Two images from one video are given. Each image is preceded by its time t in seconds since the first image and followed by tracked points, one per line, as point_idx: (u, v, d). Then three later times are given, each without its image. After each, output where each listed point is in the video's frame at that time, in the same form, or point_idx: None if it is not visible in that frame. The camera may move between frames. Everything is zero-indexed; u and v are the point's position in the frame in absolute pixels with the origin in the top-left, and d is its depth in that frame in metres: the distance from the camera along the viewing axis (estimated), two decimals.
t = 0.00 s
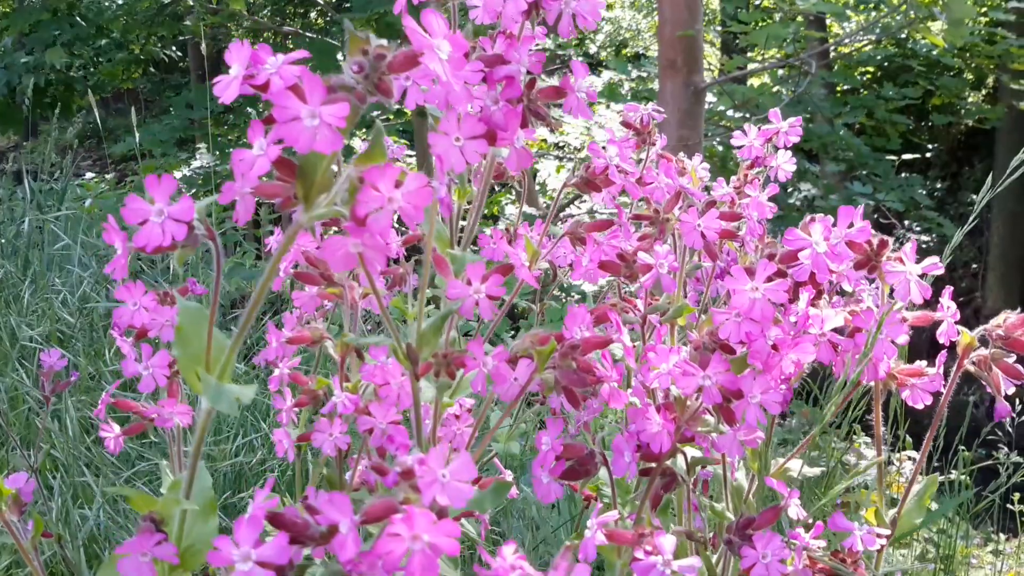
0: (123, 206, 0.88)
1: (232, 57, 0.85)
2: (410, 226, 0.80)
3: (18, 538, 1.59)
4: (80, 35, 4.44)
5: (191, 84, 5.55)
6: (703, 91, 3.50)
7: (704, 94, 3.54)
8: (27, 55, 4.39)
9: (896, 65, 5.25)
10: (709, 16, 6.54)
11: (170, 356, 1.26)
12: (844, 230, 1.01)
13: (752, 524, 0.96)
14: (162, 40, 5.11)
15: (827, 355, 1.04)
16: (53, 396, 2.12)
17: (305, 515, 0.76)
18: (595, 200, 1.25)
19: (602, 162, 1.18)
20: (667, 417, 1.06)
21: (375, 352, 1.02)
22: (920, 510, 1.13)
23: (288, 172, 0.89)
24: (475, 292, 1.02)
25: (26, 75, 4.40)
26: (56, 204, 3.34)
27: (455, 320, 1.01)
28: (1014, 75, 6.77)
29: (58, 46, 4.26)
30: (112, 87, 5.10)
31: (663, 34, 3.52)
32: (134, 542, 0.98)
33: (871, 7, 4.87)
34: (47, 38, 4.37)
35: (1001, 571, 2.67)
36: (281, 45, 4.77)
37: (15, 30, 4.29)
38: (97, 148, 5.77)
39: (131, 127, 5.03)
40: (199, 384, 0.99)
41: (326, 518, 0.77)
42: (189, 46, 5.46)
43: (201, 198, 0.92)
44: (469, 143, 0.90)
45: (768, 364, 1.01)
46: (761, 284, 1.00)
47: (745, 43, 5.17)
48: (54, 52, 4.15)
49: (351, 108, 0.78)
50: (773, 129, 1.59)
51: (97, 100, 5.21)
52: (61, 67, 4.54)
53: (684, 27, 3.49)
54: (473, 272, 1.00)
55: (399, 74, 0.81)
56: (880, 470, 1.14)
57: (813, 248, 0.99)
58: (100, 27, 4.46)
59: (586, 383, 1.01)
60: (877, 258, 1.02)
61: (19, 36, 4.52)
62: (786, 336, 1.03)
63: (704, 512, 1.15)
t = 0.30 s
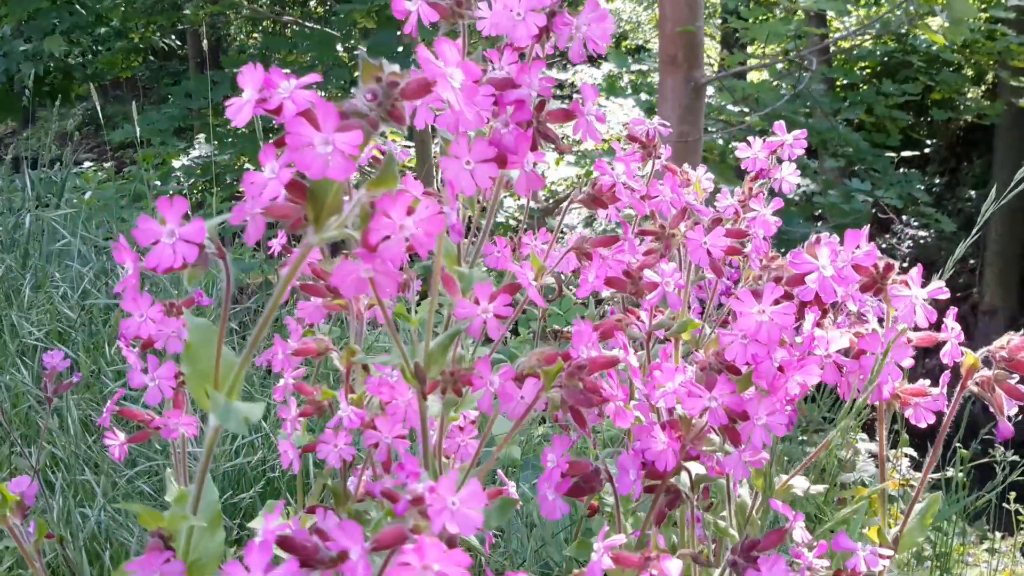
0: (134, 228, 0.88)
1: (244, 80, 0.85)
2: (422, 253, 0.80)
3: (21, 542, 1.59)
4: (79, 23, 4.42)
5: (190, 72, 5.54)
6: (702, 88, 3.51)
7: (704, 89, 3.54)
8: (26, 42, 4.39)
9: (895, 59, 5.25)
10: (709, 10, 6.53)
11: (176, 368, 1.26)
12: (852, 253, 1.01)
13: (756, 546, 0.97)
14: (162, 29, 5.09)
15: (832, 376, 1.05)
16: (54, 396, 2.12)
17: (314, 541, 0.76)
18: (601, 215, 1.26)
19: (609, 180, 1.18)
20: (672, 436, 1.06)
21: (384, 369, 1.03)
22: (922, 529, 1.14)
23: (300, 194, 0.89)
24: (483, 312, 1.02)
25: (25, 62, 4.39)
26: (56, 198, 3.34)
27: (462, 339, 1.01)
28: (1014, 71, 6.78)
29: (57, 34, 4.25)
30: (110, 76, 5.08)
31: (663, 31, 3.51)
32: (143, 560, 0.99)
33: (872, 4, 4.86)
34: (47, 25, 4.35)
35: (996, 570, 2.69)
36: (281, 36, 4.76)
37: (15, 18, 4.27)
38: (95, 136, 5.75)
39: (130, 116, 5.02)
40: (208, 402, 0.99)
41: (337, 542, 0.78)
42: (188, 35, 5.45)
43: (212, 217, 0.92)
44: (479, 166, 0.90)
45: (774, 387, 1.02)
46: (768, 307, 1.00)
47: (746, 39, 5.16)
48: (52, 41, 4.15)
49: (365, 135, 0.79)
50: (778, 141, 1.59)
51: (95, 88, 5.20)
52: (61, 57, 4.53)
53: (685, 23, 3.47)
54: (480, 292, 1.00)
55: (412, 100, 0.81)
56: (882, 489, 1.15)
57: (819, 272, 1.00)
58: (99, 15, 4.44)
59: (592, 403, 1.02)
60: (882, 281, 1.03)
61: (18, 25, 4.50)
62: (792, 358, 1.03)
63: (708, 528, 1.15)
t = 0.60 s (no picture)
0: (148, 253, 0.88)
1: (258, 106, 0.85)
2: (437, 281, 0.80)
3: (28, 554, 1.59)
4: (79, 22, 4.42)
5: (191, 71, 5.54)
6: (704, 88, 3.51)
7: (704, 89, 3.54)
8: (27, 41, 4.38)
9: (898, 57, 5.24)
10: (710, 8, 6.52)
11: (186, 385, 1.26)
12: (864, 274, 1.01)
13: (771, 569, 0.97)
14: (162, 28, 5.10)
15: (845, 397, 1.05)
16: (61, 408, 2.12)
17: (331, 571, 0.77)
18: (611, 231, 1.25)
19: (619, 199, 1.18)
20: (684, 456, 1.06)
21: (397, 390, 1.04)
22: (934, 548, 1.14)
23: (313, 219, 0.89)
24: (495, 333, 1.01)
25: (26, 62, 4.37)
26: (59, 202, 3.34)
27: (475, 360, 1.01)
28: (1014, 70, 6.78)
29: (58, 34, 4.25)
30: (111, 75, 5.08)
31: (664, 30, 3.51)
32: None
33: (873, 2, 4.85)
34: (48, 25, 4.35)
35: (999, 572, 2.69)
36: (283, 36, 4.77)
37: (15, 18, 4.26)
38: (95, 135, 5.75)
39: (131, 115, 5.02)
40: (220, 424, 1.00)
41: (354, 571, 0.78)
42: (189, 33, 5.45)
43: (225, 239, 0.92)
44: (492, 190, 0.90)
45: (787, 408, 1.02)
46: (780, 329, 1.00)
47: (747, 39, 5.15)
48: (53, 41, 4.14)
49: (380, 163, 0.79)
50: (786, 153, 1.59)
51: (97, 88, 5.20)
52: (61, 57, 4.52)
53: (686, 23, 3.47)
54: (493, 313, 1.00)
55: (426, 127, 0.81)
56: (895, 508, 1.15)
57: (832, 293, 1.00)
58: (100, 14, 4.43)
59: (605, 425, 1.02)
60: (894, 301, 1.03)
61: (19, 25, 4.49)
62: (805, 379, 1.03)
63: (720, 547, 1.15)
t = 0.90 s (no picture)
0: (166, 283, 0.88)
1: (277, 137, 0.86)
2: (454, 313, 0.80)
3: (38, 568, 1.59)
4: (83, 24, 4.43)
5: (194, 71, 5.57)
6: (709, 88, 3.52)
7: (710, 89, 3.54)
8: (31, 43, 4.39)
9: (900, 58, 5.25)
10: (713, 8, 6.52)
11: (199, 405, 1.26)
12: (878, 300, 1.01)
13: None
14: (166, 29, 5.13)
15: (859, 421, 1.05)
16: (70, 419, 2.13)
17: None
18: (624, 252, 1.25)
19: (632, 221, 1.18)
20: (699, 480, 1.05)
21: (411, 419, 1.04)
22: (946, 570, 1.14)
23: (329, 249, 0.89)
24: (510, 358, 1.01)
25: (31, 63, 4.39)
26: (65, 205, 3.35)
27: (490, 385, 1.01)
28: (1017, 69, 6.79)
29: (63, 36, 4.26)
30: (115, 76, 5.09)
31: (670, 30, 3.51)
32: None
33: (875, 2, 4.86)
34: (52, 26, 4.36)
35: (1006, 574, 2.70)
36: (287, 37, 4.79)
37: (20, 19, 4.28)
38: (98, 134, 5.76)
39: (135, 116, 5.03)
40: (236, 450, 1.00)
41: None
42: (192, 34, 5.48)
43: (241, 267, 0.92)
44: (508, 219, 0.90)
45: (803, 433, 1.02)
46: (796, 355, 1.00)
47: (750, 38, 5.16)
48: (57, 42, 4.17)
49: (399, 197, 0.79)
50: (796, 169, 1.58)
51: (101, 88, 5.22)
52: (66, 57, 4.53)
53: (690, 23, 3.47)
54: (508, 339, 1.00)
55: (444, 160, 0.82)
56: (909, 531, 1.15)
57: (847, 319, 1.00)
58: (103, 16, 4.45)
59: (619, 451, 1.02)
60: (909, 326, 1.04)
61: (24, 26, 4.50)
62: (819, 404, 1.03)
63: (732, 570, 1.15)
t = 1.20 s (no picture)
0: (183, 303, 0.88)
1: (294, 158, 0.86)
2: (473, 336, 0.81)
3: None
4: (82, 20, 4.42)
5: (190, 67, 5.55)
6: (708, 87, 3.52)
7: (709, 88, 3.55)
8: (29, 40, 4.38)
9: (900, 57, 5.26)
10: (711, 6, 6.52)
11: (209, 418, 1.26)
12: (894, 318, 1.01)
13: None
14: (163, 25, 5.12)
15: (873, 438, 1.05)
16: (74, 424, 2.12)
17: None
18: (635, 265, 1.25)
19: (645, 236, 1.18)
20: (713, 496, 1.05)
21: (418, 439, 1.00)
22: None
23: (347, 270, 0.89)
24: (525, 376, 1.01)
25: (28, 60, 4.38)
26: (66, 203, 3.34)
27: (504, 402, 1.01)
28: (1015, 68, 6.81)
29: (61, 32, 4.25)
30: (111, 72, 5.08)
31: (669, 29, 3.53)
32: None
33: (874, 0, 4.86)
34: (50, 23, 4.35)
35: None
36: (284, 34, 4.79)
37: (18, 16, 4.27)
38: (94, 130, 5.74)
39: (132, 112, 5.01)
40: (251, 467, 1.00)
41: None
42: (188, 30, 5.46)
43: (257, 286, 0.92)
44: (525, 239, 0.90)
45: (817, 451, 1.02)
46: (812, 373, 1.00)
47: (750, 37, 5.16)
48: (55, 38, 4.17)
49: (418, 220, 0.78)
50: (804, 179, 1.59)
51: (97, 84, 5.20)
52: (63, 53, 4.51)
53: (690, 21, 3.48)
54: (523, 356, 1.00)
55: (463, 182, 0.81)
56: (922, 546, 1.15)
57: (863, 338, 1.00)
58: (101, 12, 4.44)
59: (634, 468, 1.01)
60: (923, 343, 1.04)
61: (21, 22, 4.48)
62: (834, 422, 1.04)
63: None
